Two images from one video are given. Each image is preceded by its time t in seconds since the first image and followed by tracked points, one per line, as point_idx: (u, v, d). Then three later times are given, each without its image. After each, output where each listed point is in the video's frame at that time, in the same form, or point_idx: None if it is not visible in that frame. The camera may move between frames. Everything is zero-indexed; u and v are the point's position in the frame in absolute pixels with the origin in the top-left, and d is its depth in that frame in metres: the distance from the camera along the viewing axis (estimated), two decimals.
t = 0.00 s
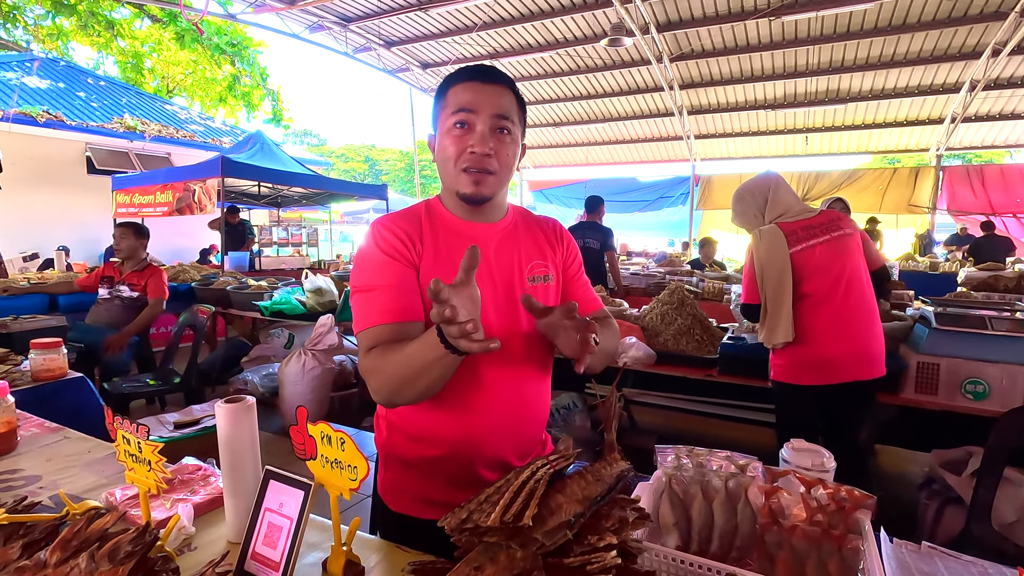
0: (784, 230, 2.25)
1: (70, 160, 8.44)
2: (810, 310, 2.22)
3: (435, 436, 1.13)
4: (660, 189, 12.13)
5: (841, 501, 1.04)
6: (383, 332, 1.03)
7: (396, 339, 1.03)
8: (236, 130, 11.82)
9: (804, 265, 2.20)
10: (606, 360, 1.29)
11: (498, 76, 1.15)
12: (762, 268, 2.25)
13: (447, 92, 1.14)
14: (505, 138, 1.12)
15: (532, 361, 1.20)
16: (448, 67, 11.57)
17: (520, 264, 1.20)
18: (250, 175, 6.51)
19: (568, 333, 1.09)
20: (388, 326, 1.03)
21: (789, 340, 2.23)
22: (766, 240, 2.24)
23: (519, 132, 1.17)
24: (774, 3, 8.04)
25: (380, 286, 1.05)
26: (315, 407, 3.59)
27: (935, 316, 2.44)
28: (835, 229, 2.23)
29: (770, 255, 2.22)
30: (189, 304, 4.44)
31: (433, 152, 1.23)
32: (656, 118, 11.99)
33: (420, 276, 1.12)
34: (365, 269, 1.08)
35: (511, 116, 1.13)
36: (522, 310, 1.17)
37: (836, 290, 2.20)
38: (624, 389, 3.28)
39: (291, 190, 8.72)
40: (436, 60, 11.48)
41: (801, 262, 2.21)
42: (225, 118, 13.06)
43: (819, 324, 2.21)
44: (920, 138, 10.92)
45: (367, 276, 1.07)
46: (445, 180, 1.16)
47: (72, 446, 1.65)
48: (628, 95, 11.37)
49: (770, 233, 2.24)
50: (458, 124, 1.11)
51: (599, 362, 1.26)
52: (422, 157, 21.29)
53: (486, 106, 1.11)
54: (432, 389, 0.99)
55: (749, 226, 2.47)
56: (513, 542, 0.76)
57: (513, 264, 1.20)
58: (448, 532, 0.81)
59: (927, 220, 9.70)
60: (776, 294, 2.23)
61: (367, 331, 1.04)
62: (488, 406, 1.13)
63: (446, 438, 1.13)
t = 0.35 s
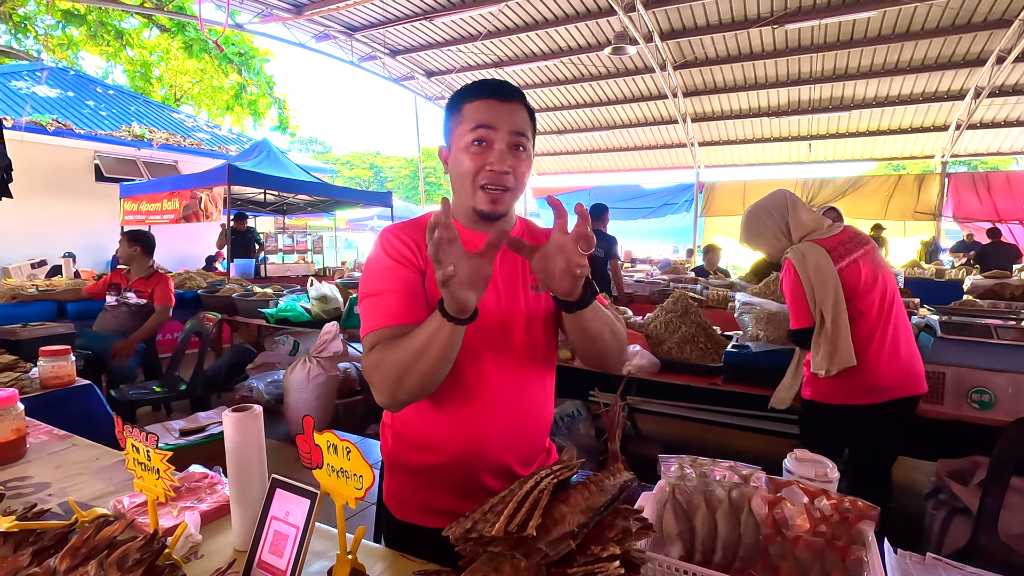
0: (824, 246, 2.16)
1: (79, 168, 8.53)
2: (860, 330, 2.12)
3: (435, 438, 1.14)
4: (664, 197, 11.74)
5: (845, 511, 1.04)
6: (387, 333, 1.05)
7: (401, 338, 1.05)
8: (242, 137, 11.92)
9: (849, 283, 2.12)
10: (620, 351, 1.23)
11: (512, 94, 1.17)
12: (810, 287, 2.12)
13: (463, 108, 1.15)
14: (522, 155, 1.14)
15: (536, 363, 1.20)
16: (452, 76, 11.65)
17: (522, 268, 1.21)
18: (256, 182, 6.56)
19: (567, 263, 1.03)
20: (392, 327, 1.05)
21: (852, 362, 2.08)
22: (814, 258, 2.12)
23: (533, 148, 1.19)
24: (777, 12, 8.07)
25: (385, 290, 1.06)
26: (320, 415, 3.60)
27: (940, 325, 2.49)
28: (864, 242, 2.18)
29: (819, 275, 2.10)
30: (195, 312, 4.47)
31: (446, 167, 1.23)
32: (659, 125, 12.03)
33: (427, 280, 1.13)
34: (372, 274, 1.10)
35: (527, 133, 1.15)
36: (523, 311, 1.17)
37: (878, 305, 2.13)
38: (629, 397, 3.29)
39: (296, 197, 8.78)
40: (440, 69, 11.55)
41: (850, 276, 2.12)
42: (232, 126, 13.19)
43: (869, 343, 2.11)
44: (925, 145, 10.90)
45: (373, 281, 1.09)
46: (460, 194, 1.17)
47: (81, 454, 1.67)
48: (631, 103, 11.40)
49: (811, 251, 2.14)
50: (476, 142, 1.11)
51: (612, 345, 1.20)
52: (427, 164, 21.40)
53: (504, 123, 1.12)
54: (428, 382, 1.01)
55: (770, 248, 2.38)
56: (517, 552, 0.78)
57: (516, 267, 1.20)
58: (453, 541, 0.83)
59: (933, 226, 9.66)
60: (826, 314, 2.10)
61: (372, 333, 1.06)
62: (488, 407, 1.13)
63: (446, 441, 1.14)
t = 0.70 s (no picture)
0: (857, 248, 2.13)
1: (87, 175, 8.61)
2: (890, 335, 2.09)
3: (434, 440, 1.15)
4: (668, 203, 11.99)
5: (848, 518, 1.04)
6: (387, 335, 1.05)
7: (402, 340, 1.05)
8: (249, 145, 12.01)
9: (879, 286, 2.09)
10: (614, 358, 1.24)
11: (517, 101, 1.17)
12: (837, 286, 2.09)
13: (468, 114, 1.16)
14: (524, 161, 1.14)
15: (536, 366, 1.20)
16: (457, 83, 11.73)
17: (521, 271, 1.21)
18: (262, 189, 6.60)
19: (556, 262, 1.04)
20: (393, 329, 1.05)
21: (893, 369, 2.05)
22: (846, 258, 2.09)
23: (536, 154, 1.19)
24: (781, 19, 8.12)
25: (386, 292, 1.07)
26: (322, 421, 3.60)
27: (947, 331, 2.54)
28: (899, 247, 2.15)
29: (849, 275, 2.07)
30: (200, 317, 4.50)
31: (449, 171, 1.23)
32: (663, 132, 12.07)
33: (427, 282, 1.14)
34: (373, 277, 1.11)
35: (529, 140, 1.16)
36: (520, 313, 1.17)
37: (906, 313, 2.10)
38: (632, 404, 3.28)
39: (302, 204, 8.84)
40: (446, 76, 11.63)
41: (881, 280, 2.09)
42: (238, 133, 13.30)
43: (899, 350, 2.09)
44: (931, 151, 10.89)
45: (374, 283, 1.10)
46: (463, 199, 1.18)
47: (84, 458, 1.68)
48: (635, 109, 11.44)
49: (841, 251, 2.11)
50: (479, 147, 1.12)
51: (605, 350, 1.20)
52: (432, 171, 21.49)
53: (508, 129, 1.13)
54: (426, 384, 1.01)
55: (799, 245, 2.37)
56: (516, 558, 0.78)
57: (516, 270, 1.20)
58: (452, 546, 0.83)
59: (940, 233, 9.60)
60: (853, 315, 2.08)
61: (374, 335, 1.06)
62: (486, 408, 1.13)
63: (443, 444, 1.14)
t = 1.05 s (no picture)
0: (846, 248, 2.13)
1: (98, 181, 8.70)
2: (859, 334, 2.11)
3: (439, 449, 1.14)
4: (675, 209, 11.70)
5: (854, 527, 1.03)
6: (395, 344, 1.06)
7: (409, 350, 1.06)
8: (257, 151, 12.10)
9: (858, 288, 2.10)
10: (616, 374, 1.25)
11: (520, 110, 1.18)
12: (815, 283, 2.12)
13: (470, 123, 1.16)
14: (528, 170, 1.15)
15: (540, 379, 1.20)
16: (463, 90, 11.79)
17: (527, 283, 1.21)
18: (270, 195, 6.65)
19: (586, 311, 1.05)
20: (400, 337, 1.06)
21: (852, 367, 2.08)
22: (827, 255, 2.12)
23: (539, 162, 1.20)
24: (787, 24, 8.12)
25: (393, 300, 1.08)
26: (327, 426, 3.61)
27: (954, 338, 2.45)
28: (900, 256, 2.13)
29: (827, 274, 2.10)
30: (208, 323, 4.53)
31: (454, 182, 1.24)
32: (669, 137, 12.08)
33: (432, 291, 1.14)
34: (379, 284, 1.11)
35: (532, 149, 1.16)
36: (526, 325, 1.18)
37: (887, 316, 2.10)
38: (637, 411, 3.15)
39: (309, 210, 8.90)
40: (452, 83, 11.69)
41: (861, 284, 2.10)
42: (247, 139, 13.43)
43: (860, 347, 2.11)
44: (939, 156, 10.84)
45: (380, 290, 1.10)
46: (467, 209, 1.18)
47: (93, 462, 1.69)
48: (640, 115, 11.47)
49: (827, 249, 2.13)
50: (482, 158, 1.13)
51: (609, 369, 1.22)
52: (438, 177, 21.59)
53: (510, 141, 1.13)
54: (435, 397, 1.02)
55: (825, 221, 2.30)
56: (520, 565, 0.77)
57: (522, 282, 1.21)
58: (456, 552, 0.83)
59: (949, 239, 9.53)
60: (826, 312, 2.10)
61: (380, 342, 1.07)
62: (493, 419, 1.13)
63: (449, 453, 1.14)
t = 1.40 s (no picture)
0: (819, 252, 2.18)
1: (108, 186, 8.79)
2: (820, 334, 2.17)
3: (442, 452, 1.15)
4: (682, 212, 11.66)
5: (860, 535, 1.01)
6: (398, 345, 1.06)
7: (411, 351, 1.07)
8: (265, 156, 12.19)
9: (823, 292, 2.15)
10: (620, 378, 1.25)
11: (522, 114, 1.18)
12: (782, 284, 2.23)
13: (474, 127, 1.17)
14: (531, 173, 1.16)
15: (543, 384, 1.20)
16: (469, 94, 11.82)
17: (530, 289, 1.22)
18: (277, 200, 6.70)
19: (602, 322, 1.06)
20: (403, 340, 1.07)
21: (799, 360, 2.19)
22: (799, 259, 2.20)
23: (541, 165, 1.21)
24: (794, 27, 8.09)
25: (396, 301, 1.08)
26: (333, 429, 3.62)
27: (964, 342, 2.39)
28: (879, 265, 2.08)
29: (796, 276, 2.19)
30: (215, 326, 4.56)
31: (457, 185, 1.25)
32: (675, 141, 12.07)
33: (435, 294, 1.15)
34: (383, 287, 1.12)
35: (535, 153, 1.17)
36: (529, 330, 1.18)
37: (862, 322, 2.09)
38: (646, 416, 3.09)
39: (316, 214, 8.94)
40: (458, 87, 11.72)
41: (826, 289, 2.14)
42: (255, 144, 13.55)
43: (824, 347, 2.16)
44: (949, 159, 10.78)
45: (384, 292, 1.11)
46: (471, 211, 1.19)
47: (100, 465, 1.71)
48: (646, 119, 11.47)
49: (798, 253, 2.21)
50: (486, 161, 1.13)
51: (614, 376, 1.22)
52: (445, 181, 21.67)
53: (514, 144, 1.13)
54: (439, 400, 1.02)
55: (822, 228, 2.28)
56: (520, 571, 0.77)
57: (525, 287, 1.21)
58: (458, 558, 0.83)
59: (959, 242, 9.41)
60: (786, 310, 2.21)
61: (384, 343, 1.07)
62: (495, 423, 1.13)
63: (453, 456, 1.14)
